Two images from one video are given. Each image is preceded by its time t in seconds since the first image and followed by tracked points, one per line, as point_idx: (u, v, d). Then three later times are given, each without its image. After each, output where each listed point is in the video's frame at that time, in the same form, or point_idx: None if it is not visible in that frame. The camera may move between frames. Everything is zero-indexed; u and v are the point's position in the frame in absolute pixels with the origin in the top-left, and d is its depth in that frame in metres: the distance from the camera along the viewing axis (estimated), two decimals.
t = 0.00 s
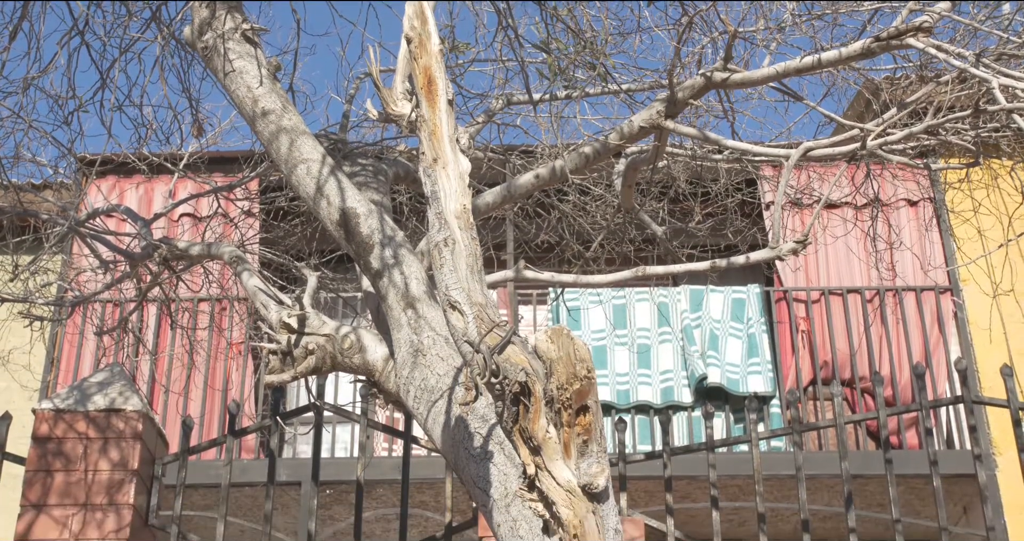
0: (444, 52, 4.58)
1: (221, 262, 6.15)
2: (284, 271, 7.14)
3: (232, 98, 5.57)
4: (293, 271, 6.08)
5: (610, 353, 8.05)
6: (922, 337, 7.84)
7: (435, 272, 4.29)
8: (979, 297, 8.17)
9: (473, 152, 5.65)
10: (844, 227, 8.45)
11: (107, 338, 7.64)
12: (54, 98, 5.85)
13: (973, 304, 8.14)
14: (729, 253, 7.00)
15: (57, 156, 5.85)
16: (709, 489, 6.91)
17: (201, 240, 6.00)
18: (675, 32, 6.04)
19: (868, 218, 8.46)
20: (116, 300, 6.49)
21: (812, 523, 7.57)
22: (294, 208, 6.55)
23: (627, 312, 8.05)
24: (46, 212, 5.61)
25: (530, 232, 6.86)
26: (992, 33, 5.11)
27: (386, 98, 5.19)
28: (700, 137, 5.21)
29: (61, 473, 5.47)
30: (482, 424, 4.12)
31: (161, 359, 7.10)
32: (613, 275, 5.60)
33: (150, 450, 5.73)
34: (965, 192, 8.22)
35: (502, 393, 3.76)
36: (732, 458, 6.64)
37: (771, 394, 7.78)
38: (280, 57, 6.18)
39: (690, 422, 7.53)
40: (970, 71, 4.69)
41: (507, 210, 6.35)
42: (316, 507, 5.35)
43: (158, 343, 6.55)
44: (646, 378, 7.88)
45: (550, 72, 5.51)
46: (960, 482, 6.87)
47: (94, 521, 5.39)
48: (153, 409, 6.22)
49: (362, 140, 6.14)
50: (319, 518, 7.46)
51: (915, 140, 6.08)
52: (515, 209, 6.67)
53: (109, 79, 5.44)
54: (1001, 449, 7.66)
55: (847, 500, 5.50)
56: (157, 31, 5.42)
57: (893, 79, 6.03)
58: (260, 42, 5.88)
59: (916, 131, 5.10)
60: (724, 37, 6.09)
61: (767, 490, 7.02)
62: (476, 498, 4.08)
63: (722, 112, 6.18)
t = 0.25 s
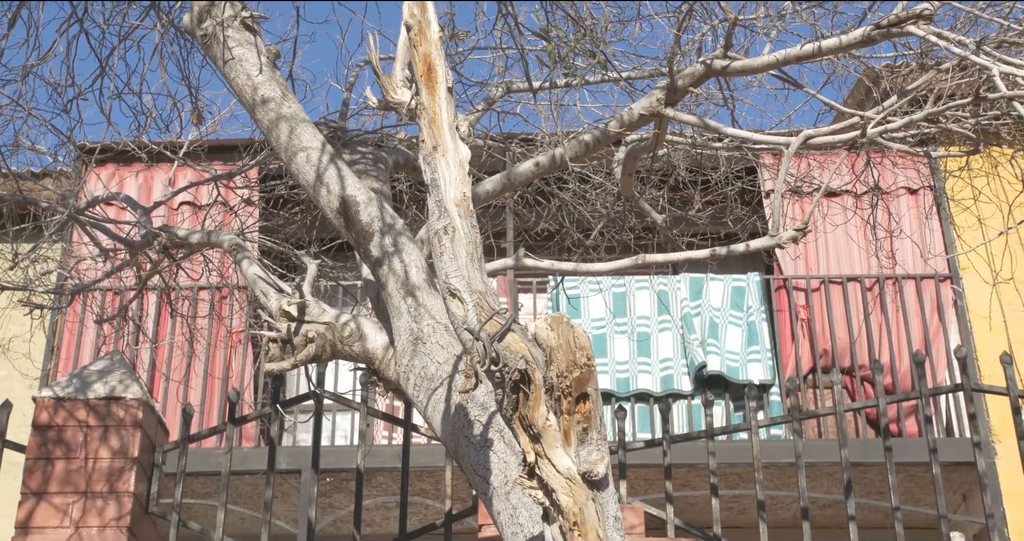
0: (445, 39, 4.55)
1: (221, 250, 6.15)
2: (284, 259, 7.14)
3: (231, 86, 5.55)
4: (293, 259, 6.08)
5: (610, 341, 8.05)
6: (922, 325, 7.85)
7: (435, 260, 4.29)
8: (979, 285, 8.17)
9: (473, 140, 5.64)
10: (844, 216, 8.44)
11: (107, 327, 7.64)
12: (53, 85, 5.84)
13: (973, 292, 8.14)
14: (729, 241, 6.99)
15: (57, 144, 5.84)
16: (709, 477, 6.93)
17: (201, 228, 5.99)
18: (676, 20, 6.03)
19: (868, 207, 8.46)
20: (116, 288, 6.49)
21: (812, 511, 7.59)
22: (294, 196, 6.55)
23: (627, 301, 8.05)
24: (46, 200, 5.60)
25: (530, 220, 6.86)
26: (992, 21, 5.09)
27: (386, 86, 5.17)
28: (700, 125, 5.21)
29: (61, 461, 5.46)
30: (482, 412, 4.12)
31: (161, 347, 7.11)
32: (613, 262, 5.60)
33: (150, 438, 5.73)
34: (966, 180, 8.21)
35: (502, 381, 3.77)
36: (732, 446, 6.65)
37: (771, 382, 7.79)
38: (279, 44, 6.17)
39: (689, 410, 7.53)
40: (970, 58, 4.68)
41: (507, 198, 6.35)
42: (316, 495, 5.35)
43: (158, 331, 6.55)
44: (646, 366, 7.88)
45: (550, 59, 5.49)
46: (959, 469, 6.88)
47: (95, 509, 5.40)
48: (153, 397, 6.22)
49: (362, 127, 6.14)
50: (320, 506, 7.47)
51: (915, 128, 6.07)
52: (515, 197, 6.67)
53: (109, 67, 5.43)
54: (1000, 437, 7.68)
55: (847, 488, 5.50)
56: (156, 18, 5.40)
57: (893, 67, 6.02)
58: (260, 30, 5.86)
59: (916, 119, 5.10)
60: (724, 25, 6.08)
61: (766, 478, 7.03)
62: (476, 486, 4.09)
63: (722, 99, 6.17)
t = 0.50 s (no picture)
0: (444, 25, 4.52)
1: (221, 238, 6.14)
2: (284, 247, 7.14)
3: (231, 74, 5.55)
4: (293, 246, 6.07)
5: (610, 329, 8.05)
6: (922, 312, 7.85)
7: (435, 247, 4.29)
8: (979, 272, 8.17)
9: (472, 127, 5.63)
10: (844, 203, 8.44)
11: (107, 314, 7.64)
12: (52, 72, 5.83)
13: (973, 280, 8.14)
14: (729, 229, 6.99)
15: (56, 131, 5.83)
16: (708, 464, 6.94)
17: (200, 215, 5.98)
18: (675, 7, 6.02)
19: (868, 194, 8.45)
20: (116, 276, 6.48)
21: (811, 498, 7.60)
22: (294, 183, 6.55)
23: (627, 288, 8.06)
24: (45, 188, 5.60)
25: (530, 208, 6.85)
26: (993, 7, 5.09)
27: (386, 73, 5.17)
28: (700, 112, 5.21)
29: (61, 448, 5.47)
30: (482, 400, 4.12)
31: (162, 335, 7.11)
32: (613, 249, 5.60)
33: (150, 425, 5.74)
34: (966, 168, 8.20)
35: (502, 367, 3.76)
36: (732, 434, 6.66)
37: (771, 370, 7.79)
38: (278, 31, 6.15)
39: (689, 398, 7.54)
40: (971, 45, 4.68)
41: (507, 186, 6.34)
42: (316, 483, 5.34)
43: (158, 319, 6.55)
44: (646, 353, 7.89)
45: (550, 46, 5.48)
46: (958, 457, 6.90)
47: (95, 496, 5.40)
48: (153, 385, 6.22)
49: (361, 115, 6.13)
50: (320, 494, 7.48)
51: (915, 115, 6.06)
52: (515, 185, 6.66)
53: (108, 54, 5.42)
54: (1000, 425, 7.68)
55: (847, 475, 5.49)
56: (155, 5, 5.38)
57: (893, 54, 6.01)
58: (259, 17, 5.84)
59: (917, 106, 5.09)
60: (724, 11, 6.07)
61: (766, 466, 7.04)
62: (476, 473, 4.10)
63: (722, 87, 6.16)
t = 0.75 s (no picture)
0: (444, 15, 4.50)
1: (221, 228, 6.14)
2: (284, 237, 7.14)
3: (230, 64, 5.54)
4: (293, 236, 6.07)
5: (610, 319, 8.06)
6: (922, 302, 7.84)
7: (435, 237, 4.29)
8: (979, 262, 8.18)
9: (472, 117, 5.62)
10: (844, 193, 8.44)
11: (107, 305, 7.65)
12: (51, 62, 5.82)
13: (973, 270, 8.15)
14: (729, 219, 6.99)
15: (55, 121, 5.83)
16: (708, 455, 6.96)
17: (200, 206, 5.98)
18: None
19: (868, 184, 8.45)
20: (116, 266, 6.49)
21: (811, 488, 7.61)
22: (294, 173, 6.55)
23: (627, 278, 8.06)
24: (45, 178, 5.59)
25: (530, 198, 6.85)
26: None
27: (386, 63, 5.16)
28: (700, 102, 5.20)
29: (61, 438, 5.48)
30: (482, 389, 4.14)
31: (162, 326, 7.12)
32: (613, 239, 5.60)
33: (150, 415, 5.74)
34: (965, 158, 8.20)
35: (502, 356, 3.76)
36: (731, 425, 6.66)
37: (771, 360, 7.78)
38: (278, 21, 6.14)
39: (689, 388, 7.56)
40: (970, 35, 4.67)
41: (506, 177, 6.34)
42: (316, 473, 5.34)
43: (158, 310, 6.55)
44: (646, 343, 7.90)
45: (550, 36, 5.46)
46: (957, 447, 6.91)
47: (96, 486, 5.41)
48: (153, 375, 6.22)
49: (361, 105, 6.12)
50: (320, 485, 7.48)
51: (915, 105, 6.06)
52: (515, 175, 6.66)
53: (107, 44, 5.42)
54: (1000, 415, 7.69)
55: (846, 464, 5.49)
56: None
57: (893, 43, 6.01)
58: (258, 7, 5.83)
59: (917, 95, 5.08)
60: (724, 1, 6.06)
61: (765, 456, 7.05)
62: (476, 463, 4.12)
63: (722, 76, 6.15)
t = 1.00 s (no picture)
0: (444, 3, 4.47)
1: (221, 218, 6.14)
2: (284, 227, 7.14)
3: (230, 54, 5.53)
4: (293, 226, 6.07)
5: (610, 308, 8.06)
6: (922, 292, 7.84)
7: (435, 227, 4.29)
8: (979, 252, 8.19)
9: (472, 106, 5.62)
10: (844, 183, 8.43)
11: (107, 295, 7.65)
12: (50, 52, 5.81)
13: (973, 260, 8.16)
14: (729, 209, 6.99)
15: (54, 111, 5.82)
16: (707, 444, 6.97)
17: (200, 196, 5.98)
18: None
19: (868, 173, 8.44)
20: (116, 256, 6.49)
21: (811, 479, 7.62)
22: (293, 163, 6.54)
23: (627, 268, 8.06)
24: (44, 167, 5.59)
25: (530, 188, 6.84)
26: None
27: (385, 52, 5.16)
28: (700, 92, 5.19)
29: (62, 427, 5.48)
30: (482, 379, 4.15)
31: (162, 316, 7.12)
32: (613, 229, 5.59)
33: (150, 404, 5.74)
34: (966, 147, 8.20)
35: (502, 345, 3.77)
36: (732, 415, 6.66)
37: (771, 349, 7.79)
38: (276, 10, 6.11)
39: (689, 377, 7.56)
40: (971, 24, 4.66)
41: (506, 166, 6.33)
42: (316, 462, 5.34)
43: (158, 299, 6.55)
44: (646, 333, 7.90)
45: (550, 26, 5.45)
46: (956, 436, 6.93)
47: (96, 475, 5.41)
48: (153, 365, 6.22)
49: (361, 94, 6.10)
50: (320, 475, 7.49)
51: (916, 94, 6.05)
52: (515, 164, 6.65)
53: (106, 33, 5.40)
54: (999, 405, 7.69)
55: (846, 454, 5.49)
56: None
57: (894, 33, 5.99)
58: None
59: (917, 85, 5.07)
60: None
61: (765, 445, 7.06)
62: (476, 452, 4.12)
63: (722, 66, 6.14)
